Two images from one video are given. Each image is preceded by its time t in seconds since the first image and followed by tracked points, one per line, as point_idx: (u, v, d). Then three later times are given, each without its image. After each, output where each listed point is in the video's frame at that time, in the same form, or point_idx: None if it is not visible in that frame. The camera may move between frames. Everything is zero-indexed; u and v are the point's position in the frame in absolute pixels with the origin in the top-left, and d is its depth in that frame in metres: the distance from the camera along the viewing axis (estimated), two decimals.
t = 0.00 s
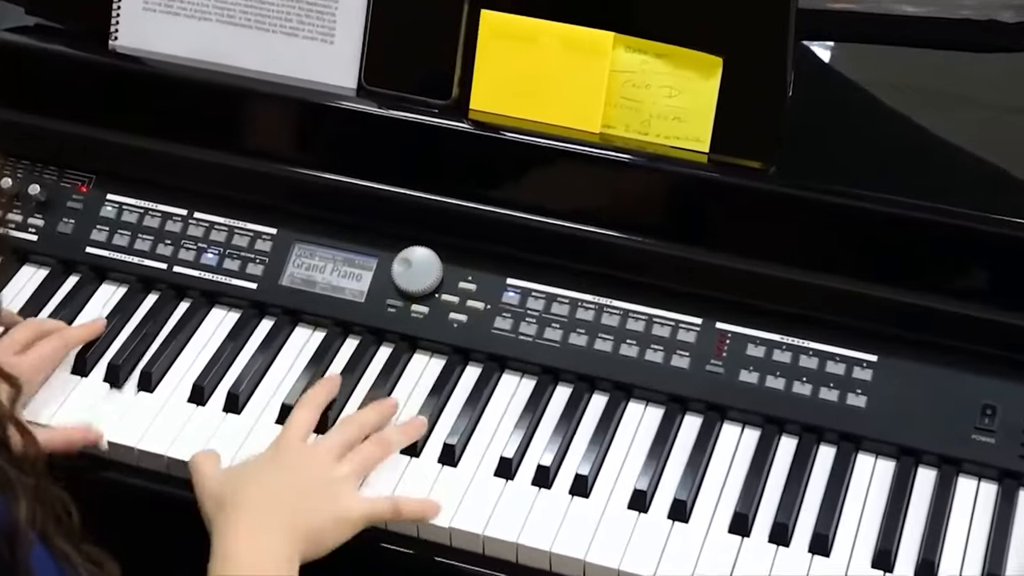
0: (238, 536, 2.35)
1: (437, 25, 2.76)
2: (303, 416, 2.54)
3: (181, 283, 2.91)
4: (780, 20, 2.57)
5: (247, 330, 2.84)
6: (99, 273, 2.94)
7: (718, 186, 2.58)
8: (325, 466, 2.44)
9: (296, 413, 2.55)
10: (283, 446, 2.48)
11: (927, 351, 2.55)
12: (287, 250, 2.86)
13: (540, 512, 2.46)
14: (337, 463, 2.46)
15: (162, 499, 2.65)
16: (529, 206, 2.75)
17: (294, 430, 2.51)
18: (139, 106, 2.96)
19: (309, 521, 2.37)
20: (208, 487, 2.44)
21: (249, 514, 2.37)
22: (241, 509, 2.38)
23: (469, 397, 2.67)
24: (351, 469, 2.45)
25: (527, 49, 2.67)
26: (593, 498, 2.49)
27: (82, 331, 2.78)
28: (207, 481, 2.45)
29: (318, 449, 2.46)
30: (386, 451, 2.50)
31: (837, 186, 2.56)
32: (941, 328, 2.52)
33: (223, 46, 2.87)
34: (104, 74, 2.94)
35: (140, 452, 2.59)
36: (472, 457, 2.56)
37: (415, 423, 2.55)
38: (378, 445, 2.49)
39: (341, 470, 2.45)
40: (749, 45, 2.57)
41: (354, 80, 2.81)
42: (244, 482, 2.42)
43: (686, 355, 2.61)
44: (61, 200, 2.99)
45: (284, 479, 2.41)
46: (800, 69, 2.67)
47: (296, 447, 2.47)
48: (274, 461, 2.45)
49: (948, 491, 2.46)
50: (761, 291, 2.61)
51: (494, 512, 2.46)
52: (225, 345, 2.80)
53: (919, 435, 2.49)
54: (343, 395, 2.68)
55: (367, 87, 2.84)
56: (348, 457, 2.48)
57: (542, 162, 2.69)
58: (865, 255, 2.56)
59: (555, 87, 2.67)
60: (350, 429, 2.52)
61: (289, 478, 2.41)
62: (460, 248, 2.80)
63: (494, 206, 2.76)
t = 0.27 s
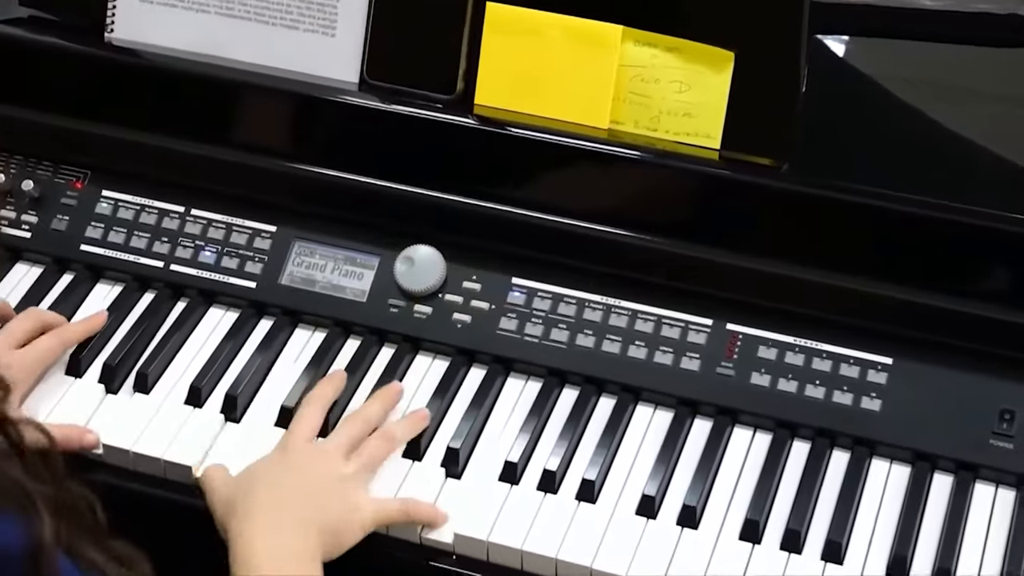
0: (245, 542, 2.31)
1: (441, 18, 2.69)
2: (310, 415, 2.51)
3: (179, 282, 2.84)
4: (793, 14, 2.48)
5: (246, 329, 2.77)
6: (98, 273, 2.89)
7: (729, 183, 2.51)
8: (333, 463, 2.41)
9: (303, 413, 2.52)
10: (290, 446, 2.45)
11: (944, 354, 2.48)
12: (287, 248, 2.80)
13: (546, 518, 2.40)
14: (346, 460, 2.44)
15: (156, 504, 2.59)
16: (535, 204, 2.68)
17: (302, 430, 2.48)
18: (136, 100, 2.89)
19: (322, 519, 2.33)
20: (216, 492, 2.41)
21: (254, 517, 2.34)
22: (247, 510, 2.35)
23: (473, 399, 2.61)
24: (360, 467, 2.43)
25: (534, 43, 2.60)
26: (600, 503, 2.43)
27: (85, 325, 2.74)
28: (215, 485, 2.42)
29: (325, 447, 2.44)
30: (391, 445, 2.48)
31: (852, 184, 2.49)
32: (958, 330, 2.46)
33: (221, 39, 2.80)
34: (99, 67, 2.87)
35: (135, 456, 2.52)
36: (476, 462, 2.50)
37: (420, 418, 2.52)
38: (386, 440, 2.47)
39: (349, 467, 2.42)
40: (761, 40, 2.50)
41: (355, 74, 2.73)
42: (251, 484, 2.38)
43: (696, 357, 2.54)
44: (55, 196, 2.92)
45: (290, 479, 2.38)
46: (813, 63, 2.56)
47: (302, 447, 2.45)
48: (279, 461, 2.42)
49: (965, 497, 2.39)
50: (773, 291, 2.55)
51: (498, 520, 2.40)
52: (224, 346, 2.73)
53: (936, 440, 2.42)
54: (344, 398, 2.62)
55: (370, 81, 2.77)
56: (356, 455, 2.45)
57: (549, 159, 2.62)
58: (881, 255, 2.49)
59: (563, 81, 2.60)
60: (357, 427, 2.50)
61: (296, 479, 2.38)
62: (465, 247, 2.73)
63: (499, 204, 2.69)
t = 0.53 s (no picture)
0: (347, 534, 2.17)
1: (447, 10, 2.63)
2: (425, 416, 2.36)
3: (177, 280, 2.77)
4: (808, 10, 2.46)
5: (246, 329, 2.71)
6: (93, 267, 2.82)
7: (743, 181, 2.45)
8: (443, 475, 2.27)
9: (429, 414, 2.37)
10: (406, 450, 2.30)
11: (962, 357, 2.42)
12: (289, 246, 2.73)
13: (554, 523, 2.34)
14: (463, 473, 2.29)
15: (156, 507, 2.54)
16: (543, 201, 2.62)
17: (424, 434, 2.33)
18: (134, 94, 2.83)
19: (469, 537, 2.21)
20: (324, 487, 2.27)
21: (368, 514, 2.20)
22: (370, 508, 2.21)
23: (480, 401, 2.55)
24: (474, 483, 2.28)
25: (543, 36, 2.53)
26: (609, 509, 2.37)
27: (104, 299, 2.71)
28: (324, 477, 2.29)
29: (448, 455, 2.30)
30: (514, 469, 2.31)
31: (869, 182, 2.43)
32: (977, 333, 2.40)
33: (222, 31, 2.74)
34: (96, 60, 2.80)
35: (133, 458, 2.47)
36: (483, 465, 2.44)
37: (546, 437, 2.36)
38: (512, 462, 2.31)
39: (466, 482, 2.28)
40: (776, 35, 2.48)
41: (359, 68, 2.66)
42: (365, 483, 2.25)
43: (709, 360, 2.48)
44: (51, 191, 2.86)
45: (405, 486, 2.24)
46: (830, 59, 2.44)
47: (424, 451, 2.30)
48: (391, 466, 2.27)
49: (985, 504, 2.33)
50: (787, 292, 2.48)
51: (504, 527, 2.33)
52: (223, 346, 2.67)
53: (955, 445, 2.36)
54: (347, 400, 2.55)
55: (374, 74, 2.70)
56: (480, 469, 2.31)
57: (557, 155, 2.56)
58: (898, 255, 2.43)
59: (572, 75, 2.53)
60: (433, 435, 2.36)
61: (396, 489, 2.23)
62: (471, 246, 2.67)
63: (507, 201, 2.63)
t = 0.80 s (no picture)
0: None
1: None
2: (405, 459, 2.29)
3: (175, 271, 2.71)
4: None
5: (246, 321, 2.65)
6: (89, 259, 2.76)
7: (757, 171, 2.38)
8: (433, 515, 2.21)
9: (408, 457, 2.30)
10: (391, 495, 2.24)
11: (982, 352, 2.35)
12: (291, 237, 2.67)
13: (566, 523, 2.27)
14: (450, 508, 2.24)
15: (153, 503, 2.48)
16: (551, 191, 2.55)
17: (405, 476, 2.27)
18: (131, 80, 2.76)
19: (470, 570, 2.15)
20: (315, 543, 2.22)
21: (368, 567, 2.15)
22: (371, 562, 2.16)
23: (487, 396, 2.49)
24: (465, 516, 2.22)
25: (551, 21, 2.46)
26: (619, 507, 2.31)
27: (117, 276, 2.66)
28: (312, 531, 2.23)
29: (434, 494, 2.24)
30: (504, 497, 2.25)
31: (887, 172, 2.36)
32: (997, 327, 2.33)
33: (222, 15, 2.67)
34: (92, 45, 2.73)
35: (129, 453, 2.42)
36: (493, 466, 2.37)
37: (534, 465, 2.30)
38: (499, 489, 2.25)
39: (456, 517, 2.22)
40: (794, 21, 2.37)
41: (363, 53, 2.60)
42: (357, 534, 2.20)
43: (721, 354, 2.42)
44: (46, 179, 2.79)
45: (397, 534, 2.18)
46: (846, 43, 2.38)
47: (407, 495, 2.24)
48: (378, 516, 2.21)
49: (1005, 503, 2.26)
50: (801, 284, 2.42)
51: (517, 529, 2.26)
52: (222, 339, 2.60)
53: (974, 442, 2.29)
54: (349, 395, 2.49)
55: (378, 60, 2.61)
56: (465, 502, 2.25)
57: (566, 144, 2.49)
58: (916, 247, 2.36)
59: (582, 62, 2.46)
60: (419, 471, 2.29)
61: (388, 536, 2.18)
62: (476, 237, 2.60)
63: (514, 191, 2.56)
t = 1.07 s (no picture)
0: (364, 537, 2.06)
1: None
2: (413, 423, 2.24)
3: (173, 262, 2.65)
4: None
5: (246, 314, 2.59)
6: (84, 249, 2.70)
7: (771, 160, 2.32)
8: (443, 468, 2.17)
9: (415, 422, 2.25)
10: (398, 453, 2.19)
11: (1003, 348, 2.28)
12: (291, 227, 2.60)
13: (574, 513, 2.23)
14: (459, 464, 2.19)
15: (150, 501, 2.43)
16: (559, 181, 2.48)
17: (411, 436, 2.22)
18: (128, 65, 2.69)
19: (482, 522, 2.12)
20: (322, 495, 2.16)
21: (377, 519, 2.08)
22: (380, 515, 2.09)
23: (493, 390, 2.42)
24: (476, 472, 2.19)
25: (560, 6, 2.39)
26: (627, 506, 2.24)
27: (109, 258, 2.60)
28: (315, 491, 2.18)
29: (442, 453, 2.19)
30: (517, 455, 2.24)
31: (905, 162, 2.29)
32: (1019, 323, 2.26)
33: None
34: (89, 30, 2.67)
35: (125, 449, 2.35)
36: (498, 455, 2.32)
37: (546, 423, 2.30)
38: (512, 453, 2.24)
39: (465, 471, 2.18)
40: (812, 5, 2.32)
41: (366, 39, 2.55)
42: (365, 482, 2.14)
43: (733, 349, 2.35)
44: (41, 167, 2.73)
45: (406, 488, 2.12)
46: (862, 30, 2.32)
47: (416, 454, 2.19)
48: (385, 472, 2.15)
49: None
50: (816, 277, 2.35)
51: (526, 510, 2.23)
52: (220, 332, 2.54)
53: (993, 441, 2.23)
54: (350, 389, 2.43)
55: (382, 45, 2.56)
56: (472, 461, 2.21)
57: (574, 132, 2.43)
58: (936, 239, 2.29)
59: (591, 48, 2.39)
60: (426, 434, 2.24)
61: (398, 483, 2.13)
62: (482, 227, 2.54)
63: (520, 180, 2.50)
